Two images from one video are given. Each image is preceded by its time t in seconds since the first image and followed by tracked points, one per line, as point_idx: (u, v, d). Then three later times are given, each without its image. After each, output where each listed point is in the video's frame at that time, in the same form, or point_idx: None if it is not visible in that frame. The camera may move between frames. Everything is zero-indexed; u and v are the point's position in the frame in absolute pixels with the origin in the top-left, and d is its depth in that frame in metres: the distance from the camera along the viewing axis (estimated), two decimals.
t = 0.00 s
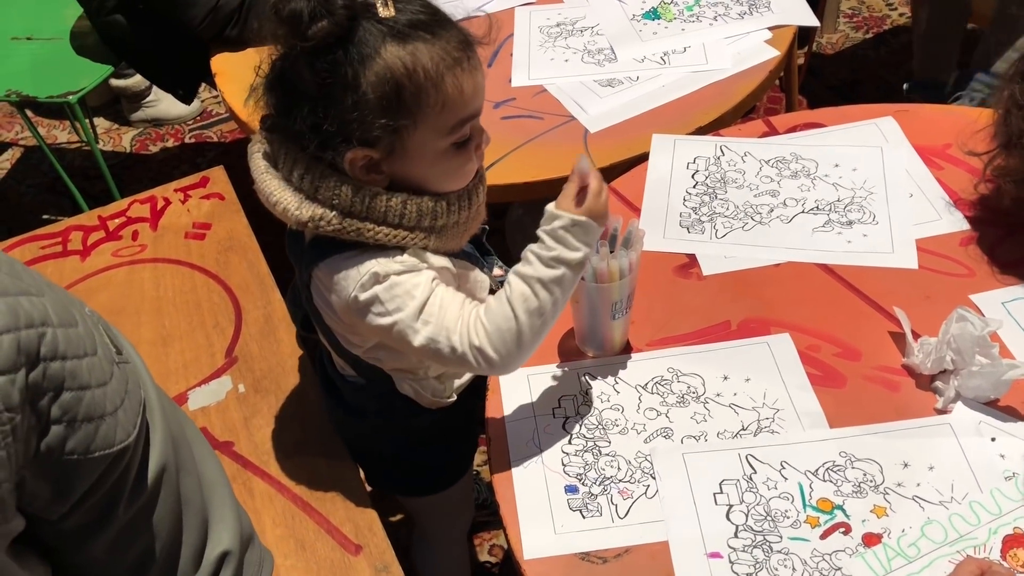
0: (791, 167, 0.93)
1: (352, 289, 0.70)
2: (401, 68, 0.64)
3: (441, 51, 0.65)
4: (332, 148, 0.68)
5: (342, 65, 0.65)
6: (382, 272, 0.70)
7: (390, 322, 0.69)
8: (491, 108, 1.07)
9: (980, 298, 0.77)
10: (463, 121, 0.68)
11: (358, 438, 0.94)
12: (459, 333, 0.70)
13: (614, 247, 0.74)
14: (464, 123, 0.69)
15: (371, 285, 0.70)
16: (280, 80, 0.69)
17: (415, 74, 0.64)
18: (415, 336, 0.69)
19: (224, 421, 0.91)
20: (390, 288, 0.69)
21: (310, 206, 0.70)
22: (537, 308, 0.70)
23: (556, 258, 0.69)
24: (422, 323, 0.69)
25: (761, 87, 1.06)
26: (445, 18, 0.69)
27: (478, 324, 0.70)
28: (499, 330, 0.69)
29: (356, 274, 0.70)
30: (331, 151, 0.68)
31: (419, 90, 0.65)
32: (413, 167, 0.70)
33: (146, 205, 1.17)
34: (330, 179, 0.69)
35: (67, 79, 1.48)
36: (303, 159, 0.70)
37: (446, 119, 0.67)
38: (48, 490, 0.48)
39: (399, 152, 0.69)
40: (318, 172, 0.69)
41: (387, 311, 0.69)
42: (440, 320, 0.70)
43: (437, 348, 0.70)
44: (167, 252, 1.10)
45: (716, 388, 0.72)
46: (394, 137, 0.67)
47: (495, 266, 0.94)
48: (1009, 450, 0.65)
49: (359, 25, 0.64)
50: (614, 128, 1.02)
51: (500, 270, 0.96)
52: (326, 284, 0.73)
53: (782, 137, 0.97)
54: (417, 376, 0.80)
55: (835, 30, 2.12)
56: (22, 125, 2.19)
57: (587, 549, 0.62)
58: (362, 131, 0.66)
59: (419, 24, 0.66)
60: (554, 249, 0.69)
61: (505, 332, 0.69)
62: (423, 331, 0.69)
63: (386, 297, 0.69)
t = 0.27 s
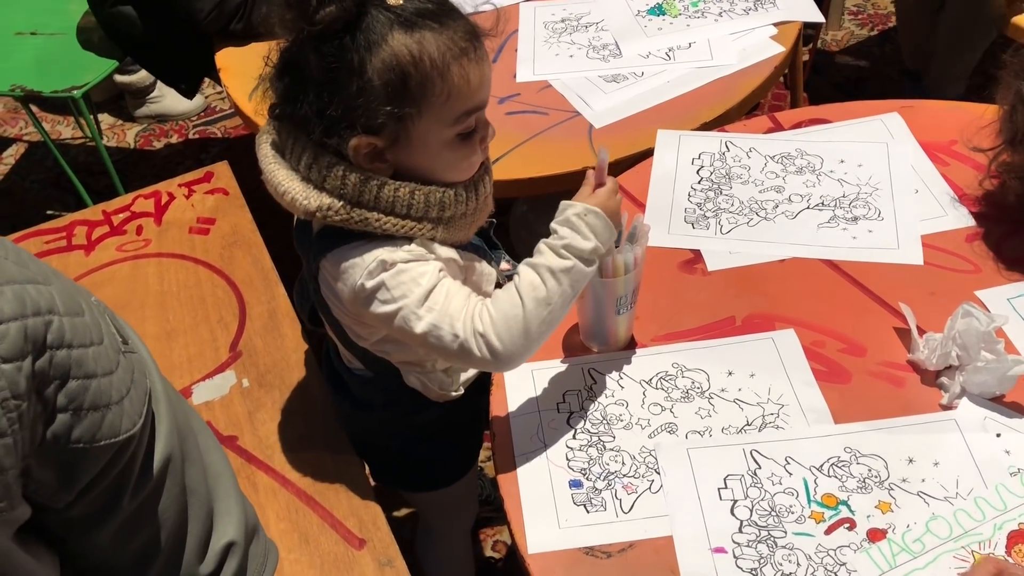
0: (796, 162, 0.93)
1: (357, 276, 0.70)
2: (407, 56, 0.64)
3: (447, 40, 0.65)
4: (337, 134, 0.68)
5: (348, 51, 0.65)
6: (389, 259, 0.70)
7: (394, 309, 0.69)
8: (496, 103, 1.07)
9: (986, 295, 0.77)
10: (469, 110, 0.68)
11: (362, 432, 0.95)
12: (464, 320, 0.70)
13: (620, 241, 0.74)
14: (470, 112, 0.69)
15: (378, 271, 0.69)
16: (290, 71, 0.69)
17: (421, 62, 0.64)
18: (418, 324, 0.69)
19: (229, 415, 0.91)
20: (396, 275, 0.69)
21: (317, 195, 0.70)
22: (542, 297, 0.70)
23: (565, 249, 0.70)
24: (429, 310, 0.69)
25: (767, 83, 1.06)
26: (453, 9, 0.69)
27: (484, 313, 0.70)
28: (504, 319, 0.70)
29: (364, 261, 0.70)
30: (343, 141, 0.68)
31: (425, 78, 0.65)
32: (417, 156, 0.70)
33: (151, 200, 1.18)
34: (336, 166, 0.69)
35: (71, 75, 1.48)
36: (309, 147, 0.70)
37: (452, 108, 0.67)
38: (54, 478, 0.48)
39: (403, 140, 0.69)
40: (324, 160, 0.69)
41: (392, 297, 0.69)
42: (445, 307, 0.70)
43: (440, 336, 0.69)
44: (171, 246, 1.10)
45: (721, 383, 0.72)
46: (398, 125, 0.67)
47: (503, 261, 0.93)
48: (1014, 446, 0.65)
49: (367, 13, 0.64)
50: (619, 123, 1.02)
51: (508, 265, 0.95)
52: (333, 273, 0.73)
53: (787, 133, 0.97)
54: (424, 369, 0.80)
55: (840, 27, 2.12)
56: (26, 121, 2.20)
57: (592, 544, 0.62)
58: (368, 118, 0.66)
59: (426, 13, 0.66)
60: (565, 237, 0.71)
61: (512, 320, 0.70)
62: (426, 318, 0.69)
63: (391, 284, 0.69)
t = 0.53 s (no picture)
0: (798, 163, 0.93)
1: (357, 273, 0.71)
2: (412, 55, 0.65)
3: (451, 41, 0.66)
4: (337, 134, 0.69)
5: (353, 49, 0.65)
6: (390, 258, 0.70)
7: (392, 308, 0.69)
8: (498, 103, 1.07)
9: (986, 295, 0.77)
10: (472, 110, 0.69)
11: (364, 431, 0.95)
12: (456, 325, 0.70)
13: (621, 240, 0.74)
14: (473, 112, 0.69)
15: (377, 269, 0.70)
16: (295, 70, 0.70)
17: (425, 61, 0.65)
18: (413, 324, 0.69)
19: (232, 414, 0.91)
20: (396, 273, 0.70)
21: (320, 193, 0.70)
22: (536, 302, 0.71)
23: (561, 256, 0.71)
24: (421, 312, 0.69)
25: (769, 83, 1.06)
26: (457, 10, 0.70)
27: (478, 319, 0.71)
28: (499, 322, 0.70)
29: (361, 259, 0.71)
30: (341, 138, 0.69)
31: (428, 78, 0.66)
32: (418, 155, 0.71)
33: (154, 200, 1.18)
34: (339, 165, 0.69)
35: (75, 74, 1.48)
36: (313, 145, 0.70)
37: (454, 108, 0.68)
38: (64, 473, 0.49)
39: (405, 138, 0.69)
40: (328, 158, 0.70)
41: (389, 296, 0.69)
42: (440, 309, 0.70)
43: (434, 338, 0.70)
44: (174, 246, 1.11)
45: (722, 382, 0.72)
46: (401, 123, 0.68)
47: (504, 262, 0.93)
48: (1014, 445, 0.65)
49: (373, 12, 0.65)
50: (620, 123, 1.03)
51: (510, 265, 0.95)
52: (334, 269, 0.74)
53: (788, 134, 0.97)
54: (424, 367, 0.80)
55: (842, 28, 2.12)
56: (30, 120, 2.20)
57: (594, 542, 0.63)
58: (371, 115, 0.67)
59: (430, 14, 0.66)
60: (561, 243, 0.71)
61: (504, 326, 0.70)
62: (421, 318, 0.69)
63: (390, 283, 0.69)
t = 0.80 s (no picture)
0: (795, 163, 0.93)
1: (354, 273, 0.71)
2: (405, 56, 0.65)
3: (445, 42, 0.66)
4: (333, 133, 0.69)
5: (347, 49, 0.66)
6: (386, 259, 0.70)
7: (386, 308, 0.69)
8: (497, 104, 1.08)
9: (983, 294, 0.77)
10: (466, 111, 0.69)
11: (363, 430, 0.95)
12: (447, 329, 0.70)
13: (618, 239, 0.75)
14: (467, 113, 0.69)
15: (373, 270, 0.70)
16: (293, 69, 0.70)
17: (419, 62, 0.65)
18: (406, 325, 0.69)
19: (230, 414, 0.91)
20: (392, 274, 0.70)
21: (316, 194, 0.71)
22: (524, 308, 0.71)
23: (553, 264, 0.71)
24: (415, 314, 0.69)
25: (767, 84, 1.06)
26: (453, 11, 0.70)
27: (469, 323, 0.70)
28: (489, 327, 0.70)
29: (358, 259, 0.71)
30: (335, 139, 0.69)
31: (422, 78, 0.66)
32: (413, 155, 0.71)
33: (153, 200, 1.18)
34: (335, 165, 0.70)
35: (75, 76, 1.49)
36: (309, 145, 0.70)
37: (447, 110, 0.68)
38: (63, 470, 0.49)
39: (399, 139, 0.69)
40: (324, 158, 0.70)
41: (384, 297, 0.69)
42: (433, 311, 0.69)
43: (425, 341, 0.69)
44: (174, 246, 1.11)
45: (719, 381, 0.73)
46: (396, 123, 0.68)
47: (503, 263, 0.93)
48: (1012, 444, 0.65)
49: (367, 12, 0.65)
50: (619, 124, 1.03)
51: (508, 265, 0.95)
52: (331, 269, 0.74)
53: (786, 134, 0.98)
54: (422, 370, 0.80)
55: (840, 29, 2.12)
56: (29, 122, 2.20)
57: (591, 541, 0.63)
58: (364, 115, 0.67)
59: (425, 14, 0.67)
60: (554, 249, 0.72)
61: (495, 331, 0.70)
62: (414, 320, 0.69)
63: (384, 285, 0.69)
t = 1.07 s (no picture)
0: (792, 165, 0.94)
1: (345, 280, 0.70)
2: (397, 59, 0.65)
3: (439, 48, 0.66)
4: (323, 132, 0.69)
5: (339, 51, 0.66)
6: (379, 272, 0.69)
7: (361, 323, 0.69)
8: (494, 107, 1.08)
9: (979, 295, 0.77)
10: (456, 117, 0.69)
11: (360, 432, 0.95)
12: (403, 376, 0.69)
13: (614, 240, 0.75)
14: (457, 119, 0.69)
15: (362, 285, 0.69)
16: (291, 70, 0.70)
17: (411, 65, 0.65)
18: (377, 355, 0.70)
19: (228, 417, 0.92)
20: (373, 291, 0.69)
21: (312, 194, 0.71)
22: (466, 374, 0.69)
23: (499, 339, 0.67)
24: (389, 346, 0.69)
25: (763, 86, 1.07)
26: (448, 18, 0.70)
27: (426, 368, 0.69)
28: (438, 375, 0.69)
29: (351, 268, 0.70)
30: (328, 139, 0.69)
31: (414, 83, 0.66)
32: (404, 159, 0.71)
33: (151, 204, 1.19)
34: (329, 167, 0.70)
35: (73, 79, 1.49)
36: (304, 146, 0.71)
37: (438, 115, 0.68)
38: (59, 471, 0.49)
39: (391, 141, 0.69)
40: (318, 159, 0.70)
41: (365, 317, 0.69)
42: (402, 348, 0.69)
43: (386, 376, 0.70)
44: (171, 249, 1.11)
45: (716, 383, 0.73)
46: (387, 125, 0.68)
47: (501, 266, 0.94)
48: (1007, 444, 0.65)
49: (362, 15, 0.65)
50: (615, 126, 1.03)
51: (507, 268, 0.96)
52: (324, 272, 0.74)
53: (782, 136, 0.98)
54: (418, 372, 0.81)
55: (837, 31, 2.13)
56: (28, 125, 2.21)
57: (588, 542, 0.63)
58: (353, 117, 0.67)
59: (420, 19, 0.66)
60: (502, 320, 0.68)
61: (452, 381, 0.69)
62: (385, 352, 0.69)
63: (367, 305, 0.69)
